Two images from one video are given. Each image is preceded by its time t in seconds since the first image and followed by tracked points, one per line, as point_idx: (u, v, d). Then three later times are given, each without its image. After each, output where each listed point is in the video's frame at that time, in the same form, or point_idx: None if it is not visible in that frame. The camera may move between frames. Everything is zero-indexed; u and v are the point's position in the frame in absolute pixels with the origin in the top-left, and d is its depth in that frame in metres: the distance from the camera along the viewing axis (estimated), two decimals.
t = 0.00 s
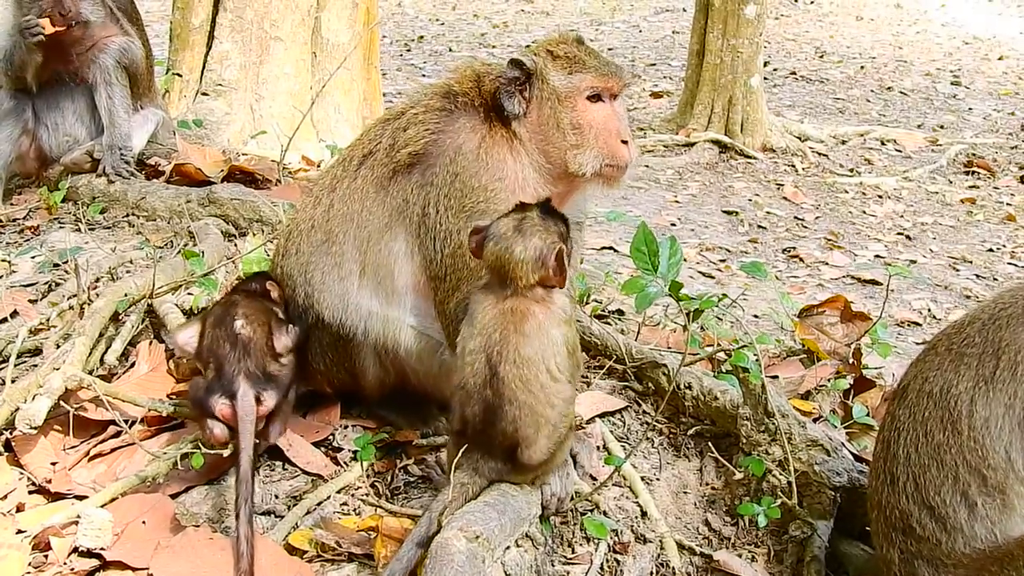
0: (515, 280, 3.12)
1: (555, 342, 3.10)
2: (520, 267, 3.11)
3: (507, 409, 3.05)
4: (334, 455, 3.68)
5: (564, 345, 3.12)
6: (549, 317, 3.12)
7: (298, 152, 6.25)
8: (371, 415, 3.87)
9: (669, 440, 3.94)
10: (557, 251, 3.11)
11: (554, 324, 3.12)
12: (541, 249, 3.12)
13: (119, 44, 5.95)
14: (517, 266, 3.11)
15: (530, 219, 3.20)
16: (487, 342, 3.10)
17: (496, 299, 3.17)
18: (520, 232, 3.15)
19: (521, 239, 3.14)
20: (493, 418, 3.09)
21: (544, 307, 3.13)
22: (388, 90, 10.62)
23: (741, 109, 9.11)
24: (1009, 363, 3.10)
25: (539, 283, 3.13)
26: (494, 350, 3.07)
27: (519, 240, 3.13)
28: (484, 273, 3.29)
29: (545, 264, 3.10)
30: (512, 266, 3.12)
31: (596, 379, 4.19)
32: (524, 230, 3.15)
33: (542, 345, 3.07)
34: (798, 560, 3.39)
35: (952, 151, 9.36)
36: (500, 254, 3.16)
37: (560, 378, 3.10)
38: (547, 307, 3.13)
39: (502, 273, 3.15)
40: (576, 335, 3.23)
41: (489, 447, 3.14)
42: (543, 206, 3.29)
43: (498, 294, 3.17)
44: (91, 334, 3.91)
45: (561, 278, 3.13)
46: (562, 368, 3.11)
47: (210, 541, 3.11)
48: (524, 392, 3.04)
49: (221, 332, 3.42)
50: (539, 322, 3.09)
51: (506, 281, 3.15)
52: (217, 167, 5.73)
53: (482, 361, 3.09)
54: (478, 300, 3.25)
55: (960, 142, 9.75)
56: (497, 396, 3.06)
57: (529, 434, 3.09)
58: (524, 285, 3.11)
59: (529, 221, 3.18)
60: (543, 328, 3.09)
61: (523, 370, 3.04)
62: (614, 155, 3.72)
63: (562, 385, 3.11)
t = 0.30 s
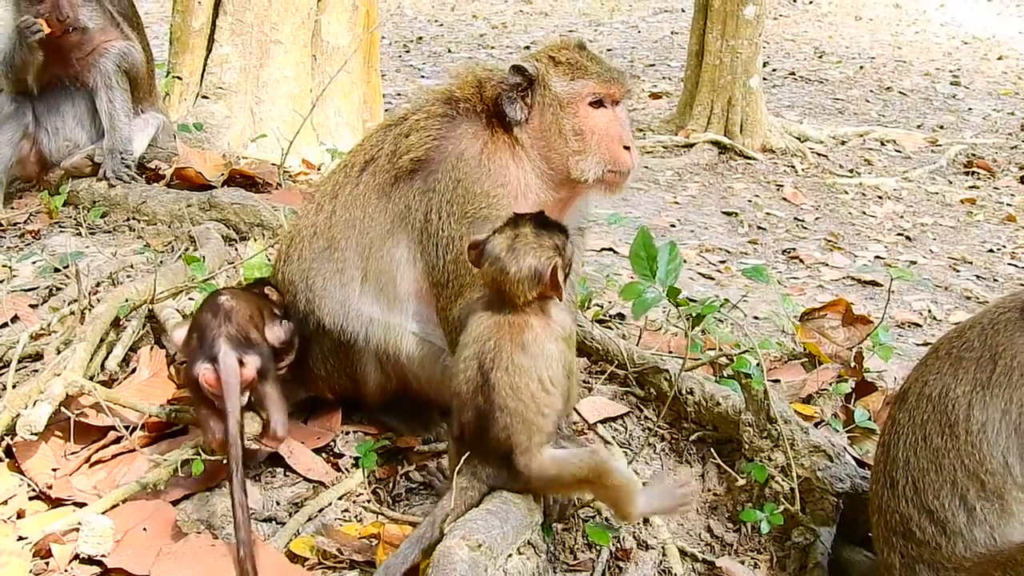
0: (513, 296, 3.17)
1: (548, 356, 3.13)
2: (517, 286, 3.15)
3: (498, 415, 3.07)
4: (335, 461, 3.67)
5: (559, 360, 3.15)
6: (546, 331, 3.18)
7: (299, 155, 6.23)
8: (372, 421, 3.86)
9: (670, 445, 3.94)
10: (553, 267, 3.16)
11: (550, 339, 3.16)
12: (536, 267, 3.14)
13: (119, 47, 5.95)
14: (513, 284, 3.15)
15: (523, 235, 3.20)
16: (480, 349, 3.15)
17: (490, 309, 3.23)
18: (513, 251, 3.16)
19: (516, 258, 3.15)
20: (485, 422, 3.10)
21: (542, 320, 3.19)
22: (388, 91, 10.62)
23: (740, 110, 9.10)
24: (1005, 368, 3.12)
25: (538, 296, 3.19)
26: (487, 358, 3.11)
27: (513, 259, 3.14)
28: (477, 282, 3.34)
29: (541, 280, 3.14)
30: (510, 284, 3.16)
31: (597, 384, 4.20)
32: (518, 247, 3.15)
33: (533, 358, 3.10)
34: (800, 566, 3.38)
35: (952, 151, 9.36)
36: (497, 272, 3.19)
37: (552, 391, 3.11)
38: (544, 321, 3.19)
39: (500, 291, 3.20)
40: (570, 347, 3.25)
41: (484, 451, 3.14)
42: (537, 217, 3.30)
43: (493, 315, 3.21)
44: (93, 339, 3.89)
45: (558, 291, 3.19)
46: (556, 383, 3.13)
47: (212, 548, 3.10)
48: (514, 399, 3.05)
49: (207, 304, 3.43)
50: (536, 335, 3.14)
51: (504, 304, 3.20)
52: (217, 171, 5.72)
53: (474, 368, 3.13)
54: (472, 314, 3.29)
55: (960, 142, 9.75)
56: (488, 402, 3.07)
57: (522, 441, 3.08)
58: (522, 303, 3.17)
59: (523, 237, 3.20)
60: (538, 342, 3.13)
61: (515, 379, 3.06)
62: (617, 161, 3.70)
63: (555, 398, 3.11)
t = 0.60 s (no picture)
0: (523, 308, 3.20)
1: (552, 363, 3.17)
2: (528, 295, 3.18)
3: (504, 420, 3.08)
4: (334, 475, 3.67)
5: (561, 368, 3.19)
6: (550, 341, 3.20)
7: (301, 166, 6.25)
8: (371, 433, 3.85)
9: (670, 457, 3.91)
10: (562, 278, 3.19)
11: (553, 347, 3.19)
12: (546, 276, 3.17)
13: (120, 59, 5.96)
14: (522, 292, 3.18)
15: (533, 246, 3.24)
16: (484, 354, 3.17)
17: (493, 316, 3.25)
18: (523, 261, 3.19)
19: (525, 269, 3.18)
20: (490, 429, 3.10)
21: (546, 328, 3.22)
22: (392, 99, 10.63)
23: (744, 118, 9.09)
24: (996, 381, 3.09)
25: (547, 306, 3.22)
26: (490, 362, 3.13)
27: (525, 270, 3.17)
28: (488, 295, 3.32)
29: (551, 290, 3.18)
30: (519, 293, 3.18)
31: (597, 396, 4.18)
32: (528, 259, 3.19)
33: (538, 362, 3.14)
34: None
35: (955, 159, 9.34)
36: (506, 284, 3.20)
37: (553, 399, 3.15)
38: (547, 331, 3.22)
39: (509, 301, 3.21)
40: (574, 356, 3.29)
41: (489, 458, 3.13)
42: (544, 229, 3.34)
43: (496, 319, 3.23)
44: (91, 352, 3.90)
45: (566, 301, 3.23)
46: (557, 388, 3.17)
47: (211, 562, 3.10)
48: (518, 401, 3.08)
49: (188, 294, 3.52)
50: (540, 341, 3.17)
51: (512, 308, 3.22)
52: (219, 181, 5.74)
53: (479, 375, 3.15)
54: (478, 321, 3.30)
55: (964, 149, 9.73)
56: (494, 406, 3.09)
57: (527, 448, 3.10)
58: (531, 312, 3.20)
59: (532, 250, 3.22)
60: (542, 350, 3.16)
61: (518, 382, 3.10)
62: (614, 174, 3.70)
63: (557, 405, 3.17)
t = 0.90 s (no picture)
0: (508, 313, 3.21)
1: (543, 357, 3.22)
2: (515, 300, 3.19)
3: (500, 417, 3.11)
4: (334, 487, 3.67)
5: (551, 365, 3.25)
6: (540, 342, 3.24)
7: (298, 177, 6.24)
8: (371, 446, 3.85)
9: (671, 469, 3.91)
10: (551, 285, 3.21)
11: (541, 346, 3.24)
12: (535, 282, 3.20)
13: (118, 72, 5.97)
14: (510, 298, 3.20)
15: (523, 253, 3.28)
16: (472, 359, 3.20)
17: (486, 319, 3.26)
18: (514, 266, 3.22)
19: (516, 272, 3.21)
20: (490, 434, 3.11)
21: (534, 331, 3.24)
22: (387, 111, 10.63)
23: (739, 129, 9.10)
24: (997, 398, 3.13)
25: (531, 316, 3.22)
26: (478, 360, 3.18)
27: (514, 273, 3.20)
28: (475, 307, 3.33)
29: (537, 297, 3.19)
30: (507, 299, 3.20)
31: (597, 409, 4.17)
32: (519, 264, 3.22)
33: (528, 355, 3.19)
34: None
35: (951, 169, 9.37)
36: (496, 289, 3.21)
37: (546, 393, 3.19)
38: (534, 330, 3.25)
39: (497, 306, 3.22)
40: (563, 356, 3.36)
41: (493, 463, 3.12)
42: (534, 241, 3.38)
43: (485, 321, 3.26)
44: (89, 364, 3.86)
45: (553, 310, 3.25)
46: (547, 379, 3.21)
47: None
48: (514, 397, 3.12)
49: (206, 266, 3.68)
50: (525, 338, 3.21)
51: (499, 311, 3.23)
52: (217, 194, 5.72)
53: (471, 378, 3.18)
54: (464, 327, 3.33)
55: (959, 161, 9.75)
56: (489, 406, 3.12)
57: (528, 444, 3.10)
58: (517, 316, 3.21)
59: (523, 255, 3.25)
60: (530, 342, 3.21)
61: (506, 375, 3.14)
62: (614, 186, 3.69)
63: (549, 396, 3.20)
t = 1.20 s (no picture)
0: (501, 317, 3.18)
1: (538, 371, 3.16)
2: (506, 303, 3.16)
3: (494, 437, 3.08)
4: (334, 497, 3.67)
5: (544, 374, 3.18)
6: (526, 350, 3.17)
7: (297, 184, 6.24)
8: (372, 457, 3.84)
9: (672, 479, 3.90)
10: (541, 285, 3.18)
11: (531, 354, 3.17)
12: (526, 283, 3.17)
13: (118, 79, 5.98)
14: (502, 302, 3.16)
15: (512, 254, 3.24)
16: (464, 375, 3.17)
17: (471, 327, 3.25)
18: (503, 267, 3.19)
19: (506, 274, 3.18)
20: (486, 451, 3.10)
21: (522, 338, 3.18)
22: (387, 116, 10.64)
23: (739, 134, 9.11)
24: (1004, 408, 3.12)
25: (523, 318, 3.19)
26: (471, 378, 3.14)
27: (504, 276, 3.17)
28: (467, 309, 3.30)
29: (530, 298, 3.16)
30: (499, 302, 3.16)
31: (597, 418, 4.16)
32: (508, 266, 3.19)
33: (521, 372, 3.12)
34: None
35: (950, 175, 9.37)
36: (486, 292, 3.18)
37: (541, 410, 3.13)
38: (522, 339, 3.18)
39: (489, 309, 3.19)
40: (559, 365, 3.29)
41: (491, 479, 3.12)
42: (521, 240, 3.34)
43: (479, 329, 3.21)
44: (89, 373, 3.82)
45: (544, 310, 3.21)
46: (540, 394, 3.14)
47: None
48: (507, 419, 3.07)
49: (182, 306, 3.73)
50: (515, 352, 3.14)
51: (492, 314, 3.19)
52: (216, 202, 5.71)
53: (463, 392, 3.16)
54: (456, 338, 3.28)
55: (958, 166, 9.75)
56: (484, 427, 3.08)
57: (525, 462, 3.07)
58: (510, 321, 3.18)
59: (511, 256, 3.22)
60: (520, 356, 3.14)
61: (500, 396, 3.08)
62: (615, 196, 3.71)
63: (544, 411, 3.13)
